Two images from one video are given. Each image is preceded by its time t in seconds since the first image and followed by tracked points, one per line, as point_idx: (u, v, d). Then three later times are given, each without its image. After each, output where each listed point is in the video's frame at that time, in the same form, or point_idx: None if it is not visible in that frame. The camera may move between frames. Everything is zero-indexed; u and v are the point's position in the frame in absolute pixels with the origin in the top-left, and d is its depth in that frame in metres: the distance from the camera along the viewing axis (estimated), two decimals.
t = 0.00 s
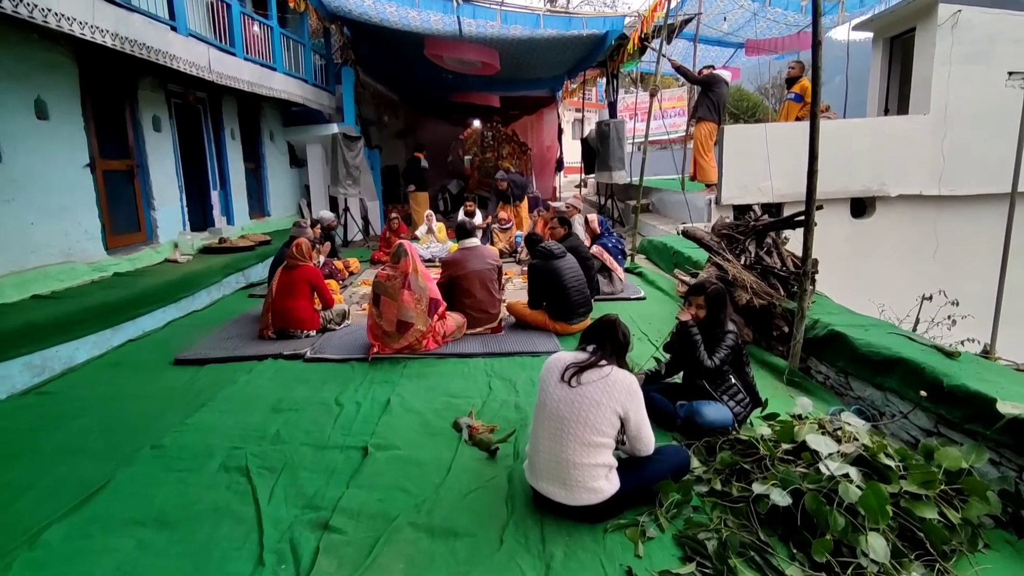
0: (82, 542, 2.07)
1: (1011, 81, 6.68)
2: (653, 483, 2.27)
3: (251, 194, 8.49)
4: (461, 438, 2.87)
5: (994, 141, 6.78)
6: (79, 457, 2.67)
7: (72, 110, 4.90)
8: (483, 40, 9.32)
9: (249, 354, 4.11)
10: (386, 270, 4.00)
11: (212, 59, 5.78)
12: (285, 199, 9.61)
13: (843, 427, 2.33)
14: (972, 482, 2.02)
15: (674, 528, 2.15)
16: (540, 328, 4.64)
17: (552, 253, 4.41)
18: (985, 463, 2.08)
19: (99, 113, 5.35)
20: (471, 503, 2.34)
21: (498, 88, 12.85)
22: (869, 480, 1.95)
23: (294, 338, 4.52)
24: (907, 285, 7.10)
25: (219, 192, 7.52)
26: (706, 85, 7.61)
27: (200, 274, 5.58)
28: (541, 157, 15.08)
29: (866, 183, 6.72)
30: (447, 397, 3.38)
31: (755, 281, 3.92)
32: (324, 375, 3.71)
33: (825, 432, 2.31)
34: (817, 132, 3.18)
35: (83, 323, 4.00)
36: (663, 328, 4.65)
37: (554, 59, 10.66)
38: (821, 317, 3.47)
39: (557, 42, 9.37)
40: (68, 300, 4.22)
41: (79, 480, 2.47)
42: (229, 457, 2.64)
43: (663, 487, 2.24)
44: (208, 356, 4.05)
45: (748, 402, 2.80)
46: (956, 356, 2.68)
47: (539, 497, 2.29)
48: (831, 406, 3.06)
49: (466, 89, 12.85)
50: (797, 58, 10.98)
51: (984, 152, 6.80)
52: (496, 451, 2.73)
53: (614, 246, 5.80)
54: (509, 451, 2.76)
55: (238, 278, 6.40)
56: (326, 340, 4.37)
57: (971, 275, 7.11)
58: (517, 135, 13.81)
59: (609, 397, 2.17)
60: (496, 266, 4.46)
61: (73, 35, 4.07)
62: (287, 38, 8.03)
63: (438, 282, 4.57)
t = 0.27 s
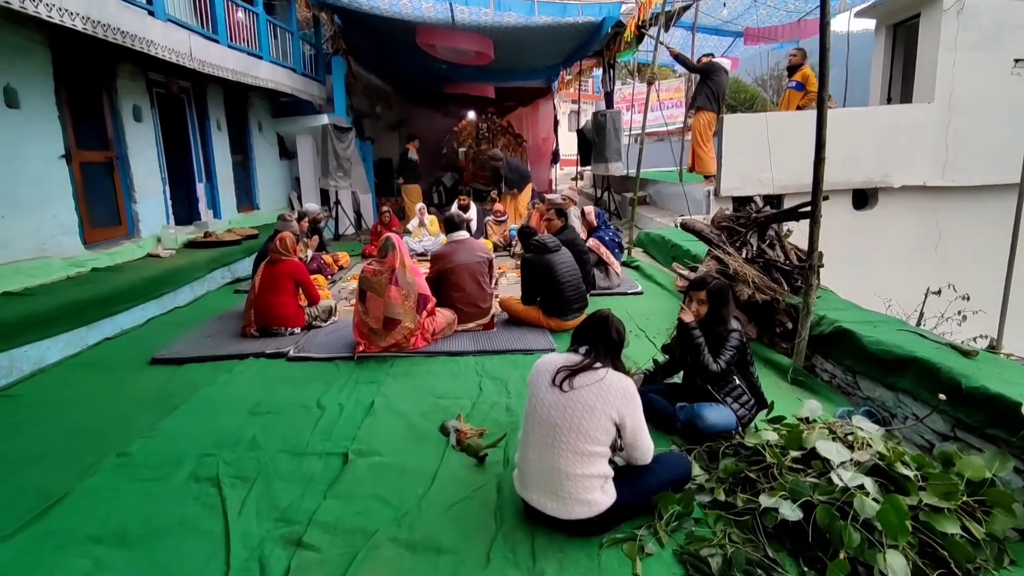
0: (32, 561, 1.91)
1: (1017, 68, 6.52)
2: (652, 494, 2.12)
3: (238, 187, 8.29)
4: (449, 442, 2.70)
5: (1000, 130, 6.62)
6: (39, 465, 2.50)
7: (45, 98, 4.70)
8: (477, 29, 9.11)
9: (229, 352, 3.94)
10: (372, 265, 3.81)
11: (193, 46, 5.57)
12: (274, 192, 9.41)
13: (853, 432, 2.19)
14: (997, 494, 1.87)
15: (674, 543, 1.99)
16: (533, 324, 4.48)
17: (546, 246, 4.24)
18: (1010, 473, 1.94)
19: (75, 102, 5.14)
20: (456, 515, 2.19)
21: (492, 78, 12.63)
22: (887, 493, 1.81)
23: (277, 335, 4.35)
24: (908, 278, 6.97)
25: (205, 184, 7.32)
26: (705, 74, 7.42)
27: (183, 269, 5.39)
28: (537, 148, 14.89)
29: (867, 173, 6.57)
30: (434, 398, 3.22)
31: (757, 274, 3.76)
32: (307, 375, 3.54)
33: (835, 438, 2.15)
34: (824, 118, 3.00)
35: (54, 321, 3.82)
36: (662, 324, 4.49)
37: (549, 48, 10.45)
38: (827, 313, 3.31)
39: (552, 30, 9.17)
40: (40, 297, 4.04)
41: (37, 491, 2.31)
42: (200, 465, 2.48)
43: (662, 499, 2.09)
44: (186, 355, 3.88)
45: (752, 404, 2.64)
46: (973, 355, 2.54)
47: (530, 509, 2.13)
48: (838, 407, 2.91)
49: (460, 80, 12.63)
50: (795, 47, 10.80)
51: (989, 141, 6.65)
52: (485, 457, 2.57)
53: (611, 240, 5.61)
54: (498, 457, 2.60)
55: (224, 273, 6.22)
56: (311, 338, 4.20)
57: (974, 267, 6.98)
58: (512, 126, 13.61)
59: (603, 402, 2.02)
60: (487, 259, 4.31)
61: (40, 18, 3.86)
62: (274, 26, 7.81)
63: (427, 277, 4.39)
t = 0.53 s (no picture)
0: None
1: (1021, 63, 6.40)
2: (656, 515, 1.99)
3: (227, 183, 8.10)
4: (441, 453, 2.56)
5: (1003, 127, 6.50)
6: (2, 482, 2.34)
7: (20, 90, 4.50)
8: (471, 22, 8.93)
9: (213, 357, 3.78)
10: (362, 264, 3.66)
11: (176, 37, 5.37)
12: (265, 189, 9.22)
13: (871, 445, 2.06)
14: None
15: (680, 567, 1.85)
16: (529, 325, 4.32)
17: (542, 245, 4.11)
18: None
19: (52, 95, 4.95)
20: (448, 537, 2.04)
21: (487, 73, 12.45)
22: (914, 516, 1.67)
23: (264, 338, 4.19)
24: (910, 277, 6.85)
25: (191, 180, 7.14)
26: (703, 69, 7.26)
27: (167, 268, 5.22)
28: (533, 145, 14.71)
29: (869, 170, 6.46)
30: (426, 405, 3.07)
31: (761, 275, 3.64)
32: (293, 381, 3.39)
33: (853, 453, 2.02)
34: (835, 112, 2.85)
35: (28, 324, 3.65)
36: (662, 325, 4.35)
37: (544, 43, 10.28)
38: (836, 316, 3.18)
39: (548, 24, 9.00)
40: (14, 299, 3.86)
41: None
42: (174, 481, 2.32)
43: (667, 521, 1.95)
44: (167, 360, 3.72)
45: (760, 411, 2.51)
46: (994, 363, 2.41)
47: (527, 530, 1.99)
48: (850, 415, 2.78)
49: (454, 75, 12.44)
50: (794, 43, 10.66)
51: (992, 138, 6.52)
52: (479, 470, 2.43)
53: (610, 238, 5.46)
54: (493, 470, 2.46)
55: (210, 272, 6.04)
56: (298, 341, 4.04)
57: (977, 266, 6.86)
58: (507, 123, 13.43)
59: (604, 416, 1.87)
60: (481, 259, 4.17)
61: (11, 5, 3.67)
62: (263, 18, 7.61)
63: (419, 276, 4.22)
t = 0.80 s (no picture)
0: None
1: None
2: (676, 558, 1.83)
3: (217, 186, 7.90)
4: (439, 481, 2.39)
5: (1010, 131, 6.39)
6: None
7: None
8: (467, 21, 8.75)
9: (197, 371, 3.60)
10: (355, 273, 3.48)
11: (161, 34, 5.18)
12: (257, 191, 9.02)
13: (906, 479, 1.93)
14: None
15: None
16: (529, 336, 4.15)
17: (543, 253, 3.95)
18: None
19: (30, 94, 4.75)
20: None
21: (483, 74, 12.28)
22: (964, 566, 1.54)
23: (251, 350, 4.01)
24: (914, 284, 6.73)
25: (180, 183, 6.94)
26: (704, 71, 7.10)
27: (153, 275, 5.02)
28: (529, 147, 14.55)
29: (873, 176, 6.33)
30: (422, 426, 2.90)
31: (773, 286, 3.51)
32: (281, 399, 3.21)
33: (888, 489, 1.89)
34: (856, 116, 2.68)
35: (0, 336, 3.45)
36: (667, 336, 4.19)
37: (542, 43, 10.11)
38: (853, 330, 3.02)
39: (546, 24, 8.84)
40: None
41: None
42: (148, 517, 2.14)
43: (689, 565, 1.80)
44: (149, 375, 3.53)
45: (779, 436, 2.35)
46: None
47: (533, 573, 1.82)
48: (872, 438, 2.63)
49: (450, 75, 12.26)
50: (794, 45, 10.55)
51: (998, 143, 6.41)
52: (480, 502, 2.26)
53: (611, 245, 5.31)
54: (494, 501, 2.29)
55: (198, 278, 5.85)
56: (287, 354, 3.85)
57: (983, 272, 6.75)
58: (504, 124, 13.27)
59: (621, 450, 1.71)
60: (479, 268, 4.00)
61: None
62: (254, 16, 7.41)
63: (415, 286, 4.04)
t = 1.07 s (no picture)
0: None
1: None
2: None
3: (214, 189, 7.77)
4: (441, 507, 2.25)
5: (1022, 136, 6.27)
6: None
7: None
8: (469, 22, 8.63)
9: (189, 384, 3.47)
10: (352, 284, 3.35)
11: (155, 34, 5.05)
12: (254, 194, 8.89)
13: (945, 513, 1.81)
14: None
15: None
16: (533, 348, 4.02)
17: (547, 261, 3.81)
18: None
19: (19, 96, 4.62)
20: None
21: (484, 76, 12.15)
22: None
23: (245, 361, 3.87)
24: (923, 291, 6.61)
25: (175, 186, 6.81)
26: (710, 74, 6.96)
27: (145, 281, 4.89)
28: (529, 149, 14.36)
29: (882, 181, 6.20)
30: (422, 445, 2.77)
31: (787, 297, 3.38)
32: (275, 415, 3.08)
33: (927, 524, 1.78)
34: (880, 121, 2.55)
35: None
36: (675, 347, 4.06)
37: (544, 45, 9.99)
38: (874, 344, 2.89)
39: (548, 26, 8.72)
40: None
41: None
42: (130, 547, 2.01)
43: None
44: (138, 388, 3.39)
45: (802, 461, 2.21)
46: None
47: None
48: (897, 460, 2.50)
49: (450, 77, 12.13)
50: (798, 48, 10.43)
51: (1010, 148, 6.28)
52: (484, 531, 2.13)
53: (617, 251, 5.19)
54: (499, 529, 2.16)
55: (193, 284, 5.72)
56: (283, 365, 3.72)
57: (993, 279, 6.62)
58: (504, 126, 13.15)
59: (641, 485, 1.58)
60: (483, 277, 3.87)
61: None
62: (251, 16, 7.29)
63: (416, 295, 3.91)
